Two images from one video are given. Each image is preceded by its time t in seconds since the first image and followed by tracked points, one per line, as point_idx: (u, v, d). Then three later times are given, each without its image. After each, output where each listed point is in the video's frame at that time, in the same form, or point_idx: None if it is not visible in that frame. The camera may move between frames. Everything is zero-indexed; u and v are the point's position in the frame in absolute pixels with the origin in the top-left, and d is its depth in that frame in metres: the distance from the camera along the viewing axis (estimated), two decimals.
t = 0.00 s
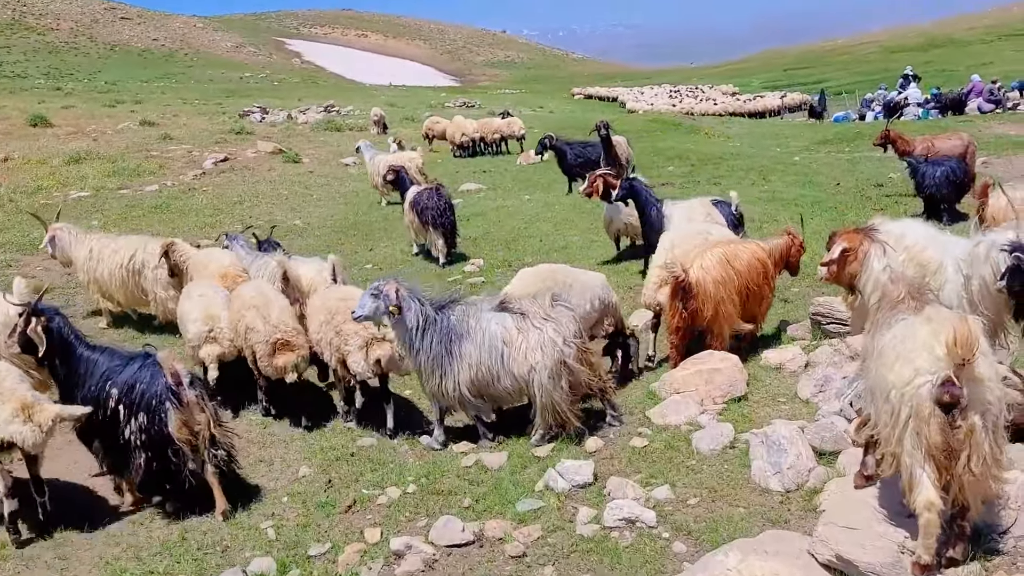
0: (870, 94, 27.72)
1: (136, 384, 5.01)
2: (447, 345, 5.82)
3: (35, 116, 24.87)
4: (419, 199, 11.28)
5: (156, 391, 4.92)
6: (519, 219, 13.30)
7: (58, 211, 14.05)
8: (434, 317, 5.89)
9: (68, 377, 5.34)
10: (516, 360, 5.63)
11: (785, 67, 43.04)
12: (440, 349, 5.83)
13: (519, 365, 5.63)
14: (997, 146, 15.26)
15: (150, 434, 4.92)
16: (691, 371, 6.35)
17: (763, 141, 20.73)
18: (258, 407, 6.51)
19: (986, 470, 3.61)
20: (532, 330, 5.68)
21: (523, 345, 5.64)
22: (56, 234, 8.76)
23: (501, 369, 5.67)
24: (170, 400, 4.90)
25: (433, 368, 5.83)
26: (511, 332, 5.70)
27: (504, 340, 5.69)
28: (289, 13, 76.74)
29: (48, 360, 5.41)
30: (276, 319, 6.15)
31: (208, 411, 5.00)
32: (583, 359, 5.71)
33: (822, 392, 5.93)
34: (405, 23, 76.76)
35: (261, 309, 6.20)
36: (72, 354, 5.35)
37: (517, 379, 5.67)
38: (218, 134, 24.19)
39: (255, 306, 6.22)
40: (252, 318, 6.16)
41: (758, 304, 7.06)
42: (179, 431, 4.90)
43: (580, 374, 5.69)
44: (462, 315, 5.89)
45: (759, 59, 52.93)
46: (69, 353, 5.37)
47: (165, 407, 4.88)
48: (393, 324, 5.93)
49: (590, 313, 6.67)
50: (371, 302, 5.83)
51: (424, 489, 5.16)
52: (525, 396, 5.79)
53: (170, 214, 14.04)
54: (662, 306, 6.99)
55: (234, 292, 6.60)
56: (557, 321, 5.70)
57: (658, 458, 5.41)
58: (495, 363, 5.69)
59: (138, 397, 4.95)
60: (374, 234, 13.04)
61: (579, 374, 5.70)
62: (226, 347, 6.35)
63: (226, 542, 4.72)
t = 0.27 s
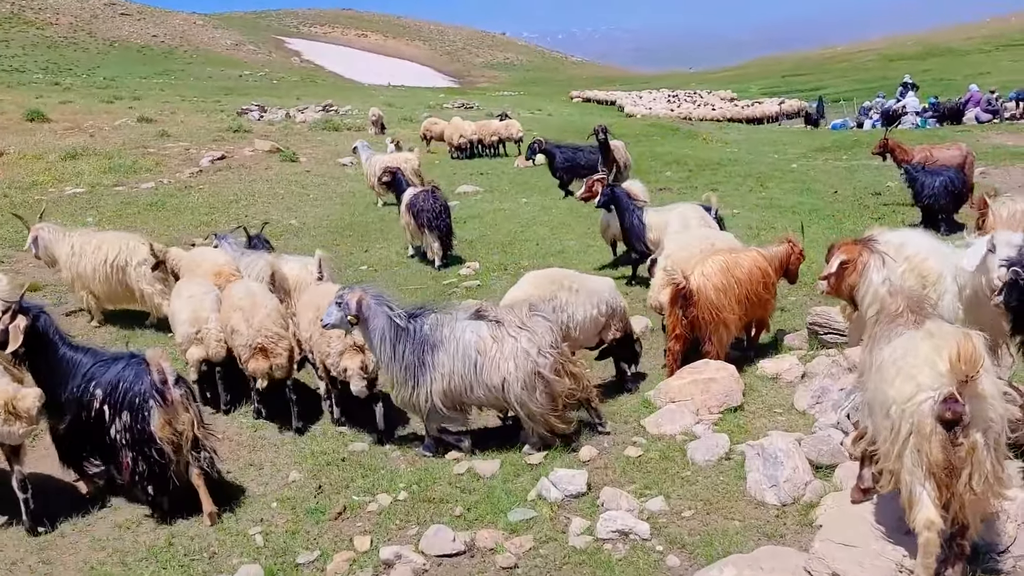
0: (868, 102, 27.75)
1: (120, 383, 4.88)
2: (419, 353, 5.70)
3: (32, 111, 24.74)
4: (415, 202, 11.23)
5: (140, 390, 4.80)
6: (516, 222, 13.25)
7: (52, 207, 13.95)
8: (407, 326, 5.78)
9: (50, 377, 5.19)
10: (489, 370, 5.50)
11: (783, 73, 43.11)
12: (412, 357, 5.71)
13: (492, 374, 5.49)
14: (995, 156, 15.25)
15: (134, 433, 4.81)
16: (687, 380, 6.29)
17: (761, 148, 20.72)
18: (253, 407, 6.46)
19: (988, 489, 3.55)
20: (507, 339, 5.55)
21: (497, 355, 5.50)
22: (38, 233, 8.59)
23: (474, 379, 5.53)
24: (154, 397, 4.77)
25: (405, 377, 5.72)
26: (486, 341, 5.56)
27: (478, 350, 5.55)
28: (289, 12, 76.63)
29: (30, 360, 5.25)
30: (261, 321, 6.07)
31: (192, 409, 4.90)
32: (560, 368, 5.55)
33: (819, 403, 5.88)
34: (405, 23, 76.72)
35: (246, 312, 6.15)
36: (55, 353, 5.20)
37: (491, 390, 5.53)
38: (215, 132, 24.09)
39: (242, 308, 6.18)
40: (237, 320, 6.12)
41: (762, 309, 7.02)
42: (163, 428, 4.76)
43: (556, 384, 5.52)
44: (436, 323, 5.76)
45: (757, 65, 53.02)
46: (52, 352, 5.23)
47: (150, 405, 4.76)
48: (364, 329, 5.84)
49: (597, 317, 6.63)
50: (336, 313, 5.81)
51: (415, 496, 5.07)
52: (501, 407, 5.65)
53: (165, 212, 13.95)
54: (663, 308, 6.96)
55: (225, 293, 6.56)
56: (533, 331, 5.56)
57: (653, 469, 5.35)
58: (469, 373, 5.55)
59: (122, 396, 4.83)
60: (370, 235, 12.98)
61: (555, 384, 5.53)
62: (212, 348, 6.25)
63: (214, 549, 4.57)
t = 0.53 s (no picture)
0: (871, 109, 27.71)
1: (110, 382, 4.80)
2: (396, 359, 5.55)
3: (33, 107, 24.67)
4: (415, 203, 11.16)
5: (132, 387, 4.70)
6: (517, 225, 13.18)
7: (51, 203, 13.86)
8: (383, 331, 5.64)
9: (35, 376, 5.11)
10: (471, 377, 5.38)
11: (785, 78, 43.09)
12: (388, 364, 5.56)
13: (475, 382, 5.38)
14: (999, 165, 15.17)
15: (124, 432, 4.70)
16: (688, 389, 6.21)
17: (763, 153, 20.66)
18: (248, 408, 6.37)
19: (995, 506, 3.49)
20: (490, 345, 5.44)
21: (479, 362, 5.39)
22: (28, 229, 8.53)
23: (456, 387, 5.41)
24: (148, 395, 4.66)
25: (379, 382, 5.57)
26: (467, 348, 5.44)
27: (459, 357, 5.42)
28: (293, 11, 76.63)
29: (13, 360, 5.17)
30: (251, 318, 6.02)
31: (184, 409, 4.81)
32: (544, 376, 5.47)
33: (821, 413, 5.82)
34: (408, 24, 76.72)
35: (238, 308, 6.08)
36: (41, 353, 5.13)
37: (473, 397, 5.43)
38: (216, 131, 24.01)
39: (233, 305, 6.10)
40: (227, 316, 6.05)
41: (767, 315, 6.92)
42: (155, 427, 4.66)
43: (540, 391, 5.45)
44: (414, 329, 5.63)
45: (760, 70, 52.98)
46: (37, 351, 5.16)
47: (141, 403, 4.66)
48: (341, 331, 5.72)
49: (609, 322, 6.54)
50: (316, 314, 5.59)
51: (411, 504, 4.99)
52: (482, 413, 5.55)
53: (164, 210, 13.87)
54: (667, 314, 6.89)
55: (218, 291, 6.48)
56: (516, 336, 5.47)
57: (652, 478, 5.28)
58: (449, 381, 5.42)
59: (113, 394, 4.75)
60: (369, 236, 12.91)
61: (539, 393, 5.46)
62: (206, 347, 6.13)
63: (206, 554, 4.47)
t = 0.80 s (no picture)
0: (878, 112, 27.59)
1: (106, 382, 4.71)
2: (378, 365, 5.47)
3: (39, 104, 24.68)
4: (419, 203, 11.08)
5: (131, 387, 4.65)
6: (521, 226, 13.12)
7: (56, 201, 13.84)
8: (365, 335, 5.57)
9: (19, 380, 4.84)
10: (454, 384, 5.29)
11: (792, 81, 42.98)
12: (369, 370, 5.48)
13: (460, 388, 5.29)
14: (1008, 169, 15.05)
15: (122, 432, 4.64)
16: (694, 393, 6.13)
17: (769, 155, 20.55)
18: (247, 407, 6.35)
19: (1008, 518, 3.40)
20: (473, 352, 5.33)
21: (462, 369, 5.29)
22: (22, 226, 8.39)
23: (440, 393, 5.32)
24: (145, 395, 4.62)
25: (360, 389, 5.50)
26: (450, 355, 5.34)
27: (441, 363, 5.33)
28: (300, 10, 76.71)
29: None
30: (251, 317, 6.03)
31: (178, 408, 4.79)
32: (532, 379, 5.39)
33: (828, 420, 5.75)
34: (415, 24, 76.75)
35: (236, 308, 6.10)
36: (26, 356, 4.86)
37: (457, 404, 5.34)
38: (222, 129, 24.00)
39: (232, 305, 6.11)
40: (226, 315, 6.04)
41: (775, 320, 6.84)
42: (155, 427, 4.63)
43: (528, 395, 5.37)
44: (395, 334, 5.55)
45: (767, 72, 52.85)
46: (26, 356, 4.87)
47: (141, 402, 4.61)
48: (324, 334, 5.68)
49: (628, 322, 6.49)
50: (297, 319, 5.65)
51: (411, 509, 4.91)
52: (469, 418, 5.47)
53: (168, 209, 13.84)
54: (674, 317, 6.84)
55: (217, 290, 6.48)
56: (500, 341, 5.36)
57: (656, 485, 5.20)
58: (432, 388, 5.34)
59: (109, 394, 4.67)
60: (373, 236, 12.87)
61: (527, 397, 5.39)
62: (208, 342, 6.09)
63: (202, 558, 4.39)
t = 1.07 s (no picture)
0: (916, 110, 27.01)
1: (130, 383, 4.71)
2: (379, 369, 5.45)
3: (78, 105, 25.13)
4: (449, 203, 11.05)
5: (157, 386, 4.66)
6: (551, 226, 13.03)
7: (92, 200, 14.05)
8: (367, 338, 5.57)
9: (38, 388, 4.85)
10: (454, 392, 5.19)
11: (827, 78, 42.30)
12: (371, 372, 5.46)
13: (462, 396, 5.17)
14: None
15: (150, 431, 4.65)
16: (726, 397, 6.00)
17: (804, 154, 20.20)
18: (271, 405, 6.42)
19: None
20: (476, 361, 5.19)
21: (465, 377, 5.17)
22: (46, 222, 8.51)
23: (441, 400, 5.22)
24: (172, 393, 4.65)
25: (363, 391, 5.50)
26: (452, 363, 5.22)
27: (443, 371, 5.22)
28: (332, 11, 77.33)
29: (15, 375, 4.82)
30: (276, 313, 6.13)
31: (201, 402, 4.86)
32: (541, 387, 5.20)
33: (866, 426, 5.58)
34: (446, 24, 76.98)
35: (260, 305, 6.18)
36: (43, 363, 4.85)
37: (459, 412, 5.22)
38: (255, 130, 24.24)
39: (256, 302, 6.20)
40: (251, 313, 6.13)
41: (808, 322, 6.68)
42: (183, 424, 4.67)
43: (535, 405, 5.18)
44: (398, 337, 5.49)
45: (801, 70, 52.10)
46: (39, 363, 4.85)
47: (168, 401, 4.63)
48: (327, 339, 5.73)
49: (675, 316, 6.35)
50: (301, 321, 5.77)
51: (436, 513, 4.85)
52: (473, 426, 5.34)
53: (201, 208, 13.97)
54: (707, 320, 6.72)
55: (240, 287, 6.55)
56: (504, 350, 5.22)
57: (687, 491, 5.08)
58: (433, 394, 5.25)
59: (135, 395, 4.68)
60: (402, 236, 12.87)
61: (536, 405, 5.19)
62: (235, 337, 6.16)
63: (227, 561, 4.38)
